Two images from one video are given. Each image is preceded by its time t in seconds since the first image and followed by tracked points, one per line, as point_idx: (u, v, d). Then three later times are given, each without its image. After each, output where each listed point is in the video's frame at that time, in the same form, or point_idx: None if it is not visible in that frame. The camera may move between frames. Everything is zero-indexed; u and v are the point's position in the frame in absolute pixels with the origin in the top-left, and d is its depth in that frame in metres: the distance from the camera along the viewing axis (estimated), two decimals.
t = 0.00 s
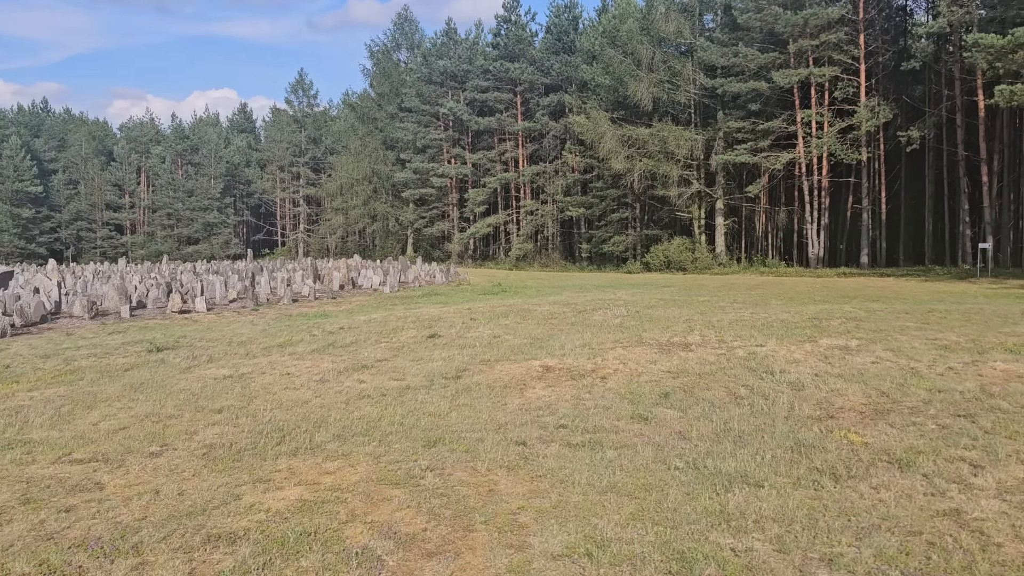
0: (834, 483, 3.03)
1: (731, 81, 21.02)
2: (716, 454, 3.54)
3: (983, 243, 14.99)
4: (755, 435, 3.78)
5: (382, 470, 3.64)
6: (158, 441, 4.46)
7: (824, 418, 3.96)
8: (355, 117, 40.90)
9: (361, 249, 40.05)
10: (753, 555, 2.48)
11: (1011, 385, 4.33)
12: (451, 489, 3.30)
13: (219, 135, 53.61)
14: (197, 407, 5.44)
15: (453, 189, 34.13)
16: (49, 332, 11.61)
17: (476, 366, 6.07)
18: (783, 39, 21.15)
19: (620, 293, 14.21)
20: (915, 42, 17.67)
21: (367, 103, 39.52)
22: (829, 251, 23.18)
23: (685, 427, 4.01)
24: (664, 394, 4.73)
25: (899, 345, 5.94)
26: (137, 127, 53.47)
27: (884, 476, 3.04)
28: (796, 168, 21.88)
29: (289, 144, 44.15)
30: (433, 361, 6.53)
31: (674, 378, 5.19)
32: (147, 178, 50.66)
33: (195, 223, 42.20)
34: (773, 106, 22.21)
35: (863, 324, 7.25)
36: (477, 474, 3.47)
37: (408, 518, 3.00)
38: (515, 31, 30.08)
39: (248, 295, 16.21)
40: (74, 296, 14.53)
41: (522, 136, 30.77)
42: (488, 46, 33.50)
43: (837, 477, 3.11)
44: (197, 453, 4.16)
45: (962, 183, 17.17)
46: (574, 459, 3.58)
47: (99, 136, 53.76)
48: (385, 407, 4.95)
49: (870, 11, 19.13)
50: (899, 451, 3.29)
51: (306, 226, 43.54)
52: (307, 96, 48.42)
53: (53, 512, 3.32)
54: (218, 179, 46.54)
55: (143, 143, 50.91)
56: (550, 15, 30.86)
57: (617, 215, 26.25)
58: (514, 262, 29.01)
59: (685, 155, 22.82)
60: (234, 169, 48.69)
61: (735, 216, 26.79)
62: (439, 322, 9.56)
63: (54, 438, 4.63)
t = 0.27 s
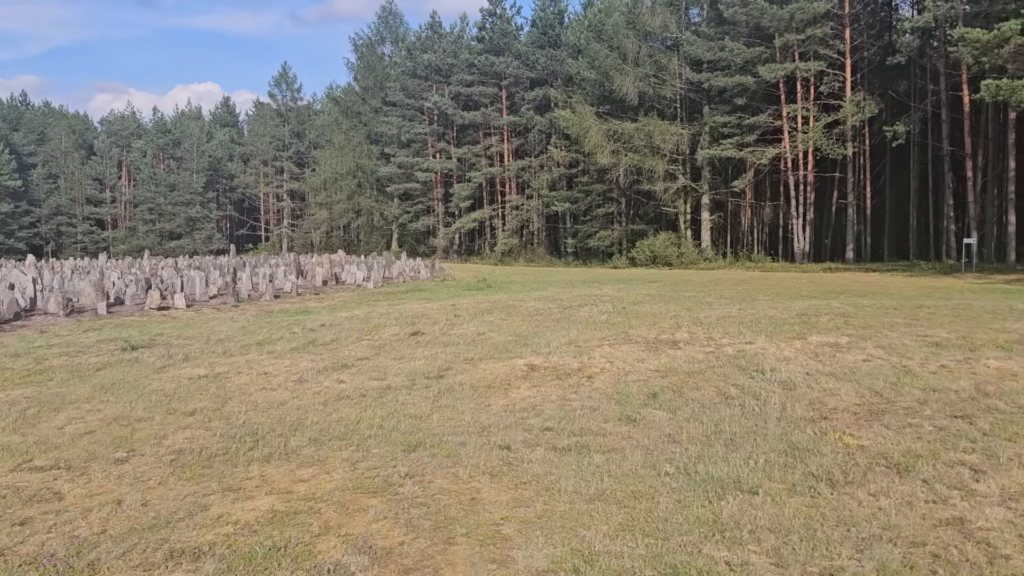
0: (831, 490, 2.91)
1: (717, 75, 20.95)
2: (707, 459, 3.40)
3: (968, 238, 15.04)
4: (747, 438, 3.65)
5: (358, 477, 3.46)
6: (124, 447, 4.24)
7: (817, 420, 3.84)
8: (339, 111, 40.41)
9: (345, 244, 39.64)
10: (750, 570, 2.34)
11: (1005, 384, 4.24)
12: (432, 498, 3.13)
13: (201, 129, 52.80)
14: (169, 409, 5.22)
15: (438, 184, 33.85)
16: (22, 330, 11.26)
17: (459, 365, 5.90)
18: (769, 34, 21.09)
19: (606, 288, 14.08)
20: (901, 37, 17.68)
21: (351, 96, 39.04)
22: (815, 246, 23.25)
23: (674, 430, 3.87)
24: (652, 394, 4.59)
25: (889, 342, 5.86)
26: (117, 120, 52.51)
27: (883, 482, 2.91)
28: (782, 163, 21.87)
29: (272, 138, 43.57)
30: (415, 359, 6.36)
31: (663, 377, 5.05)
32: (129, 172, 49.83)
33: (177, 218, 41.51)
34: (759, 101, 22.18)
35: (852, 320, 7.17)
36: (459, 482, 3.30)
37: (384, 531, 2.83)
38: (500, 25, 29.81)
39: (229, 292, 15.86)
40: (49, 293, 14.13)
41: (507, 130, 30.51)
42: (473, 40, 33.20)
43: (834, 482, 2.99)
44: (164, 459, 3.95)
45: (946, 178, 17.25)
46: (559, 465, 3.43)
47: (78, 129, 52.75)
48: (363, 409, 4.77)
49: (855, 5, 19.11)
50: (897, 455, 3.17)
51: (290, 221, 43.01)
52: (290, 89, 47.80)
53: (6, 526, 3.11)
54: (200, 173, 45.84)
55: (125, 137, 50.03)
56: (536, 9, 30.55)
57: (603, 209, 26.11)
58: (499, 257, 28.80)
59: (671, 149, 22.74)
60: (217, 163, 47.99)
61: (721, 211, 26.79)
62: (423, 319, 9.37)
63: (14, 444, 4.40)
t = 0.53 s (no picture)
0: (822, 496, 2.78)
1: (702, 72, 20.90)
2: (694, 463, 3.25)
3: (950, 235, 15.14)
4: (734, 440, 3.52)
5: (326, 484, 3.26)
6: (81, 455, 4.01)
7: (806, 421, 3.72)
8: (321, 107, 39.92)
9: (328, 241, 39.22)
10: None
11: (996, 383, 4.16)
12: (404, 508, 2.95)
13: (182, 124, 51.94)
14: (133, 413, 4.99)
15: (422, 180, 33.56)
16: None
17: (438, 364, 5.72)
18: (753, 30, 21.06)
19: (589, 285, 13.95)
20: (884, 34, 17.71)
21: (333, 91, 38.56)
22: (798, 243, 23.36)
23: (659, 432, 3.73)
24: (636, 395, 4.44)
25: (876, 340, 5.78)
26: (95, 115, 51.50)
27: (875, 488, 2.79)
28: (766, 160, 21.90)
29: (254, 134, 43.00)
30: (393, 359, 6.17)
31: (647, 376, 4.91)
32: (108, 168, 48.93)
33: (158, 214, 40.80)
34: (743, 98, 22.17)
35: (838, 318, 7.10)
36: (434, 490, 3.13)
37: (352, 545, 2.64)
38: (483, 20, 29.60)
39: (207, 289, 15.49)
40: (20, 291, 13.71)
41: (491, 126, 30.28)
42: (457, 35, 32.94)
43: (825, 488, 2.85)
44: (122, 468, 3.73)
45: (929, 175, 17.36)
46: (539, 470, 3.27)
47: (56, 124, 51.78)
48: (337, 411, 4.58)
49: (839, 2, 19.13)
50: (889, 458, 3.05)
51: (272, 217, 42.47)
52: (272, 84, 47.19)
53: None
54: (181, 168, 45.14)
55: (104, 132, 49.11)
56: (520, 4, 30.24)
57: (587, 206, 26.00)
58: (482, 254, 28.62)
59: (655, 146, 22.67)
60: (198, 159, 47.25)
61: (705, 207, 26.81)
62: (403, 317, 9.17)
63: None
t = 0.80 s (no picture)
0: (814, 514, 2.64)
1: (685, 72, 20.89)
2: (680, 478, 3.10)
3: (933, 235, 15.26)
4: (721, 452, 3.37)
5: (293, 503, 3.07)
6: (34, 470, 3.78)
7: (794, 430, 3.60)
8: (303, 106, 39.51)
9: (311, 242, 38.81)
10: None
11: (986, 389, 4.08)
12: (375, 529, 2.77)
13: (162, 123, 51.14)
14: (95, 423, 4.74)
15: (405, 180, 33.31)
16: None
17: (416, 370, 5.54)
18: (737, 31, 21.09)
19: (574, 286, 13.85)
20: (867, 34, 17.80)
21: (315, 91, 38.17)
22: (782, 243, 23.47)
23: (643, 443, 3.58)
24: (619, 402, 4.30)
25: (863, 344, 5.71)
26: (74, 114, 50.59)
27: (870, 504, 2.66)
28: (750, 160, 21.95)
29: (235, 133, 42.47)
30: (371, 364, 5.98)
31: (631, 383, 4.78)
32: (86, 167, 48.08)
33: (138, 214, 40.11)
34: (727, 98, 22.18)
35: (824, 321, 7.08)
36: (407, 508, 2.95)
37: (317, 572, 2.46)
38: (466, 19, 29.43)
39: (185, 291, 15.10)
40: None
41: (475, 126, 30.12)
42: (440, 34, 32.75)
43: (818, 505, 2.71)
44: (76, 485, 3.50)
45: (912, 175, 17.49)
46: (519, 486, 3.11)
47: (33, 123, 50.78)
48: (309, 420, 4.39)
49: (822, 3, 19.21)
50: (882, 471, 2.94)
51: (254, 217, 41.95)
52: (254, 83, 46.66)
53: None
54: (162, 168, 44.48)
55: (83, 131, 48.25)
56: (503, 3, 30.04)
57: (571, 206, 25.93)
58: (466, 255, 28.46)
59: (639, 146, 22.63)
60: (180, 159, 46.57)
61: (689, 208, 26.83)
62: (383, 319, 8.98)
63: None
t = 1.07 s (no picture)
0: (821, 523, 2.49)
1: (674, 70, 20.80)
2: (678, 485, 2.94)
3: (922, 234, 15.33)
4: (720, 457, 3.21)
5: (266, 514, 2.87)
6: None
7: (794, 433, 3.47)
8: (289, 104, 39.07)
9: (298, 241, 38.42)
10: None
11: (989, 389, 3.96)
12: (354, 544, 2.58)
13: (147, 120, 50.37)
14: (62, 427, 4.50)
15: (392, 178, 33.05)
16: None
17: (401, 372, 5.34)
18: (725, 29, 21.05)
19: (562, 285, 13.70)
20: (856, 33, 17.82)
21: (302, 88, 37.77)
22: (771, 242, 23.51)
23: (639, 448, 3.42)
24: (611, 405, 4.13)
25: (859, 344, 5.60)
26: (57, 111, 49.75)
27: (881, 513, 2.51)
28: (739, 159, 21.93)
29: (220, 131, 41.95)
30: (355, 365, 5.77)
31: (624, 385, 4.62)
32: (69, 166, 47.32)
33: (122, 213, 39.46)
34: (715, 96, 22.13)
35: (819, 320, 6.86)
36: (389, 520, 2.77)
37: None
38: (454, 16, 29.20)
39: (167, 290, 14.68)
40: None
41: (463, 124, 29.91)
42: (428, 32, 32.49)
43: (825, 514, 2.56)
44: (36, 496, 3.26)
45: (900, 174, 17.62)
46: (507, 495, 2.93)
47: (13, 120, 49.87)
48: (290, 425, 4.17)
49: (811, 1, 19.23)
50: (890, 477, 2.80)
51: (240, 216, 41.47)
52: (240, 81, 46.16)
53: None
54: (146, 166, 43.85)
55: (65, 129, 47.44)
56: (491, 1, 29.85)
57: (559, 205, 25.78)
58: (454, 254, 28.26)
59: (628, 144, 22.51)
60: (165, 157, 45.93)
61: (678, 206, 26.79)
62: (368, 319, 8.76)
63: None
